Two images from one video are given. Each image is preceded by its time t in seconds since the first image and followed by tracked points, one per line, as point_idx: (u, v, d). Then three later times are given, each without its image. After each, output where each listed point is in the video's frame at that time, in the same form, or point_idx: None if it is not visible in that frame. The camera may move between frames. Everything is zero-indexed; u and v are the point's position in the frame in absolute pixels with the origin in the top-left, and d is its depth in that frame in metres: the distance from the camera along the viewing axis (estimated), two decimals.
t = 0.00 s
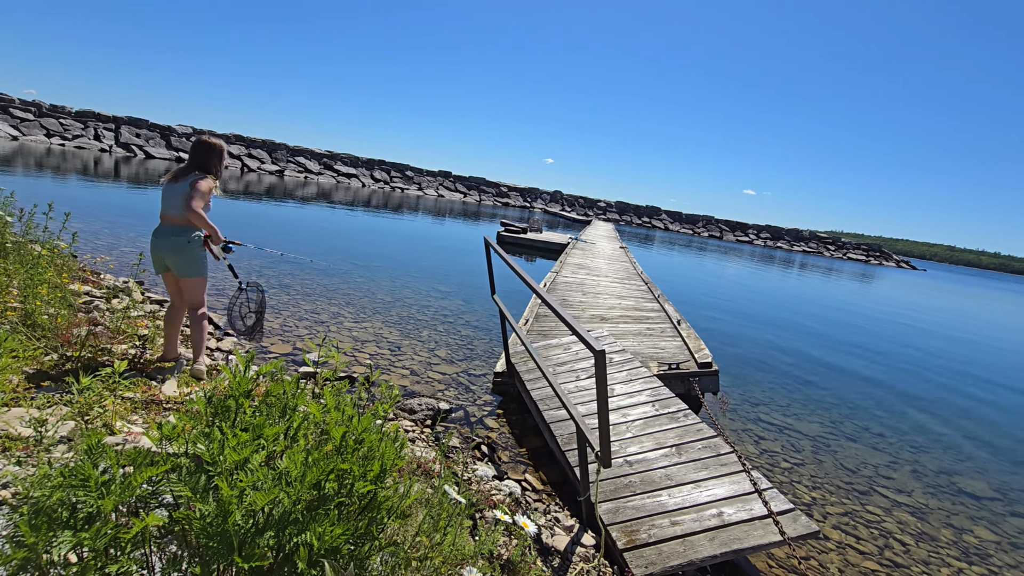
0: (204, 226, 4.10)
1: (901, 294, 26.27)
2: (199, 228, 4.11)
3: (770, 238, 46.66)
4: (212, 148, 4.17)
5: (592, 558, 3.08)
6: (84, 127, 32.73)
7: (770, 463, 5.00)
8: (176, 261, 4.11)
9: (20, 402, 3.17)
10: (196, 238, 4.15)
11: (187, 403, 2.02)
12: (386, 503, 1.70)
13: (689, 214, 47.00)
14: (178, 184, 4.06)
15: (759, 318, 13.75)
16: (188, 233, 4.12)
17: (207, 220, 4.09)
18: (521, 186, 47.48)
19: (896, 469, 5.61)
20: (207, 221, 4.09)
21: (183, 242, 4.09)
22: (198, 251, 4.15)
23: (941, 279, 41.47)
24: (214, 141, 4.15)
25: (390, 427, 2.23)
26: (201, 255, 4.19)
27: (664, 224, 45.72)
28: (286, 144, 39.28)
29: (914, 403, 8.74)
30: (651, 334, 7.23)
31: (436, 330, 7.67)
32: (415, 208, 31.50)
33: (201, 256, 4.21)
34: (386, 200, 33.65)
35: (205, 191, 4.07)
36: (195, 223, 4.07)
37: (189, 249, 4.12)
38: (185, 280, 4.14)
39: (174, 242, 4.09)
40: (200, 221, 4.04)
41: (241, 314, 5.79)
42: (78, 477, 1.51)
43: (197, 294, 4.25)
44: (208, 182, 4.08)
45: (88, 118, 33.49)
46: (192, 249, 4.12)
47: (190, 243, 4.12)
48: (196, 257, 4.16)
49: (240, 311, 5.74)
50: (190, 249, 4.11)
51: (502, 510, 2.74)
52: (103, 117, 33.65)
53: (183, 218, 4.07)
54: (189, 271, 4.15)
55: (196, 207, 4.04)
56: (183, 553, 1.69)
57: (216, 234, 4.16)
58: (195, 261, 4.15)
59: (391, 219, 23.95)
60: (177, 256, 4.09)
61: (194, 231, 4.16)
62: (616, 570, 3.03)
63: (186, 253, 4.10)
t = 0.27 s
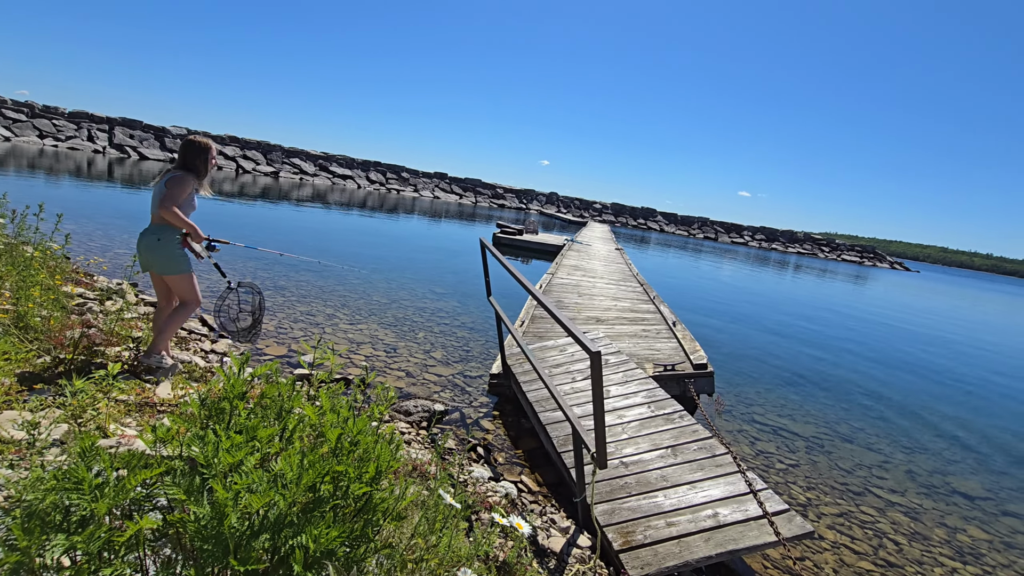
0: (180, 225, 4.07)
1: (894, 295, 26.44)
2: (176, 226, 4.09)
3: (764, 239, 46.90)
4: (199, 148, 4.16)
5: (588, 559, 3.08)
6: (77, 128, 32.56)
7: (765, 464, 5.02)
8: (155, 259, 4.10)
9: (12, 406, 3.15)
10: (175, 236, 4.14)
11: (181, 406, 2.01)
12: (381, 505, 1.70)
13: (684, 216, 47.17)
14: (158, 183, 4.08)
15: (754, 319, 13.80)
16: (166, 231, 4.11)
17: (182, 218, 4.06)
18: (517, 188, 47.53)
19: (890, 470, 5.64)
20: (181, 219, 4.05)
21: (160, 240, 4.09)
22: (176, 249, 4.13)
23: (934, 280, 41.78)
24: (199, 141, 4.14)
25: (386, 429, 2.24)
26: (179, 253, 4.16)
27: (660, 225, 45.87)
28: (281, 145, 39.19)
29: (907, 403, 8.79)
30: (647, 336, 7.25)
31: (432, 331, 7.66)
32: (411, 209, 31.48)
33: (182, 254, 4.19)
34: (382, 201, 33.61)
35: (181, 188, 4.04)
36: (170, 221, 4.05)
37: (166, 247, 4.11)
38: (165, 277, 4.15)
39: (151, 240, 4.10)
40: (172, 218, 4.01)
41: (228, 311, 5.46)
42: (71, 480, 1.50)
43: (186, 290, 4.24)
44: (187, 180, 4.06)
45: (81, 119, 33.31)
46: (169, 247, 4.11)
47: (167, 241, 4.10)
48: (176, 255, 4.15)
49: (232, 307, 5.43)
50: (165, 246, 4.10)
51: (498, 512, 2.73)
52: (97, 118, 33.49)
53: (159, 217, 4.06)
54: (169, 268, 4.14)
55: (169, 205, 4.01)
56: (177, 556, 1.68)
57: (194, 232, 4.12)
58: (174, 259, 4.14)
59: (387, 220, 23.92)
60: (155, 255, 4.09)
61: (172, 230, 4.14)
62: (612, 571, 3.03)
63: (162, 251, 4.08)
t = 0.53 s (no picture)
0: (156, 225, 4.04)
1: (893, 297, 26.49)
2: (155, 226, 4.06)
3: (763, 241, 46.99)
4: (182, 145, 4.11)
5: (588, 562, 3.08)
6: (76, 130, 32.54)
7: (764, 466, 5.03)
8: (138, 260, 4.11)
9: (11, 408, 3.14)
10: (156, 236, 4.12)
11: (180, 408, 2.01)
12: (382, 507, 1.70)
13: (683, 218, 47.24)
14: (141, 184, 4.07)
15: (753, 322, 13.82)
16: (145, 231, 4.09)
17: (158, 219, 4.02)
18: (516, 190, 47.58)
19: (888, 472, 5.64)
20: (155, 220, 4.01)
21: (139, 239, 4.08)
22: (156, 250, 4.11)
23: (933, 282, 41.88)
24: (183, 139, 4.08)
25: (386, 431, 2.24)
26: (159, 254, 4.13)
27: (659, 228, 45.91)
28: (280, 147, 39.19)
29: (906, 406, 8.80)
30: (646, 338, 7.26)
31: (431, 333, 7.65)
32: (410, 211, 31.50)
33: (166, 255, 4.18)
34: (381, 203, 33.62)
35: (158, 189, 3.98)
36: (148, 221, 4.02)
37: (148, 249, 4.09)
38: (147, 277, 4.15)
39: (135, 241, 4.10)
40: (147, 219, 3.98)
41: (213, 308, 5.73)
42: (71, 482, 1.50)
43: (171, 294, 4.21)
44: (164, 180, 4.00)
45: (80, 120, 33.31)
46: (147, 247, 4.09)
47: (146, 241, 4.09)
48: (158, 256, 4.14)
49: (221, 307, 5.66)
50: (143, 246, 4.09)
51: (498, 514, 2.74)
52: (95, 120, 33.47)
53: (138, 216, 4.04)
54: (153, 270, 4.13)
55: (146, 206, 3.96)
56: (177, 558, 1.68)
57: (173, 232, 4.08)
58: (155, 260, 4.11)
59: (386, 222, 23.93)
60: (138, 256, 4.10)
61: (153, 231, 4.11)
62: (612, 574, 3.03)
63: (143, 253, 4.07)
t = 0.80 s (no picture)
0: (142, 221, 4.04)
1: (898, 298, 26.34)
2: (141, 222, 4.06)
3: (767, 242, 46.80)
4: (168, 140, 4.09)
5: (592, 563, 3.07)
6: (82, 130, 32.72)
7: (769, 467, 5.01)
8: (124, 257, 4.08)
9: (18, 407, 3.16)
10: (145, 233, 4.12)
11: (185, 407, 2.02)
12: (386, 507, 1.70)
13: (687, 218, 47.12)
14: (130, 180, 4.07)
15: (758, 322, 13.76)
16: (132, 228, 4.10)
17: (143, 215, 4.02)
18: (520, 190, 47.58)
19: (894, 473, 5.61)
20: (140, 217, 4.01)
21: (126, 236, 4.07)
22: (142, 247, 4.10)
23: (939, 283, 41.62)
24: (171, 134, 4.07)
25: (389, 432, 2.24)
26: (146, 252, 4.11)
27: (663, 228, 45.81)
28: (285, 147, 39.33)
29: (912, 407, 8.74)
30: (650, 338, 7.24)
31: (435, 333, 7.66)
32: (414, 211, 31.54)
33: (153, 252, 4.16)
34: (385, 203, 33.68)
35: (141, 185, 3.96)
36: (134, 218, 4.01)
37: (133, 246, 4.07)
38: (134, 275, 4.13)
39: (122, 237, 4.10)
40: (131, 217, 3.96)
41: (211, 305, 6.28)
42: (77, 481, 1.50)
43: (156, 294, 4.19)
44: (147, 175, 3.99)
45: (86, 121, 33.53)
46: (133, 244, 4.07)
47: (133, 238, 4.08)
48: (144, 252, 4.11)
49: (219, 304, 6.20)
50: (130, 243, 4.07)
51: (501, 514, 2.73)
52: (101, 120, 33.66)
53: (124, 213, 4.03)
54: (139, 269, 4.11)
55: (130, 203, 3.95)
56: (181, 558, 1.68)
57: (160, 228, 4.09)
58: (141, 259, 4.10)
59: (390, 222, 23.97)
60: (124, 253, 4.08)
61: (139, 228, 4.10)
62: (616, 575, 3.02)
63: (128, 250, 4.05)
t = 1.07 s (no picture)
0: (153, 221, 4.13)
1: (920, 300, 25.82)
2: (153, 222, 4.15)
3: (785, 243, 46.17)
4: (180, 141, 4.17)
5: (605, 563, 3.07)
6: (105, 133, 33.52)
7: (785, 471, 4.95)
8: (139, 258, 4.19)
9: (47, 403, 3.26)
10: (156, 232, 4.21)
11: (207, 403, 2.07)
12: (402, 503, 1.73)
13: (702, 219, 46.71)
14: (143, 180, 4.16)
15: (775, 324, 13.59)
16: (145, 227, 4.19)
17: (153, 215, 4.09)
18: (533, 191, 47.57)
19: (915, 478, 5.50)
20: (152, 217, 4.10)
21: (139, 236, 4.16)
22: (154, 247, 4.19)
23: (962, 285, 40.68)
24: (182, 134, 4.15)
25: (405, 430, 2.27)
26: (159, 251, 4.20)
27: (678, 228, 45.47)
28: (301, 149, 39.83)
29: (933, 411, 8.56)
30: (665, 340, 7.20)
31: (449, 334, 7.70)
32: (428, 212, 31.72)
33: (165, 252, 4.24)
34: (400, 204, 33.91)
35: (152, 185, 4.04)
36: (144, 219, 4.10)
37: (147, 246, 4.17)
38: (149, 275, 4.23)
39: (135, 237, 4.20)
40: (142, 217, 4.04)
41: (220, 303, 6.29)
42: (104, 474, 1.55)
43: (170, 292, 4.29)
44: (158, 176, 4.07)
45: (109, 124, 34.30)
46: (146, 244, 4.16)
47: (146, 237, 4.17)
48: (157, 252, 4.20)
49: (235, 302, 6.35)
50: (143, 243, 4.16)
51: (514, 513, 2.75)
52: (124, 123, 34.44)
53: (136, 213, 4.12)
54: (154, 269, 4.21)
55: (141, 203, 4.03)
56: (203, 551, 1.72)
57: (170, 228, 4.18)
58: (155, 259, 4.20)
59: (404, 223, 24.14)
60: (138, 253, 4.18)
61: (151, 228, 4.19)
62: None
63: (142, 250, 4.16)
